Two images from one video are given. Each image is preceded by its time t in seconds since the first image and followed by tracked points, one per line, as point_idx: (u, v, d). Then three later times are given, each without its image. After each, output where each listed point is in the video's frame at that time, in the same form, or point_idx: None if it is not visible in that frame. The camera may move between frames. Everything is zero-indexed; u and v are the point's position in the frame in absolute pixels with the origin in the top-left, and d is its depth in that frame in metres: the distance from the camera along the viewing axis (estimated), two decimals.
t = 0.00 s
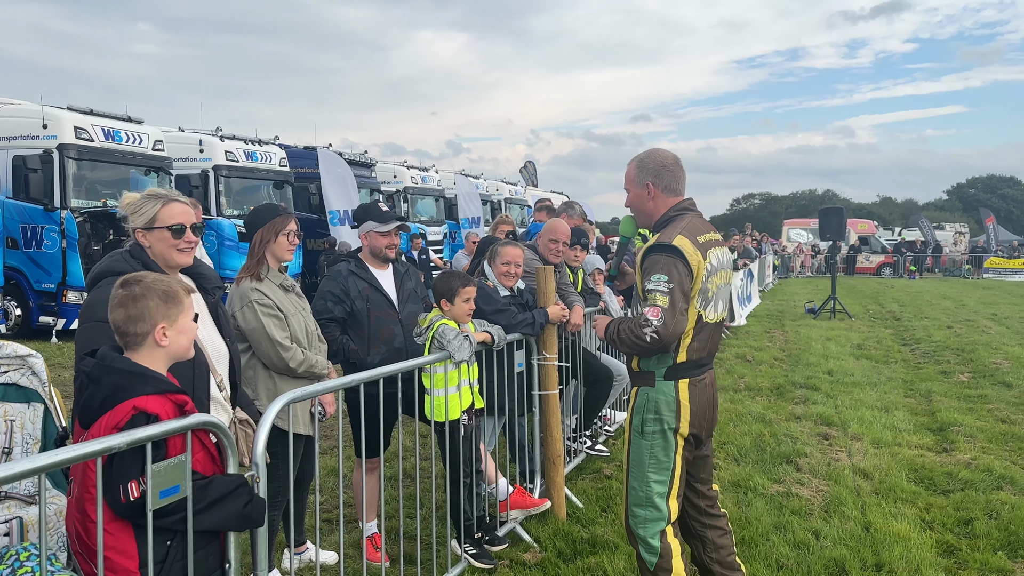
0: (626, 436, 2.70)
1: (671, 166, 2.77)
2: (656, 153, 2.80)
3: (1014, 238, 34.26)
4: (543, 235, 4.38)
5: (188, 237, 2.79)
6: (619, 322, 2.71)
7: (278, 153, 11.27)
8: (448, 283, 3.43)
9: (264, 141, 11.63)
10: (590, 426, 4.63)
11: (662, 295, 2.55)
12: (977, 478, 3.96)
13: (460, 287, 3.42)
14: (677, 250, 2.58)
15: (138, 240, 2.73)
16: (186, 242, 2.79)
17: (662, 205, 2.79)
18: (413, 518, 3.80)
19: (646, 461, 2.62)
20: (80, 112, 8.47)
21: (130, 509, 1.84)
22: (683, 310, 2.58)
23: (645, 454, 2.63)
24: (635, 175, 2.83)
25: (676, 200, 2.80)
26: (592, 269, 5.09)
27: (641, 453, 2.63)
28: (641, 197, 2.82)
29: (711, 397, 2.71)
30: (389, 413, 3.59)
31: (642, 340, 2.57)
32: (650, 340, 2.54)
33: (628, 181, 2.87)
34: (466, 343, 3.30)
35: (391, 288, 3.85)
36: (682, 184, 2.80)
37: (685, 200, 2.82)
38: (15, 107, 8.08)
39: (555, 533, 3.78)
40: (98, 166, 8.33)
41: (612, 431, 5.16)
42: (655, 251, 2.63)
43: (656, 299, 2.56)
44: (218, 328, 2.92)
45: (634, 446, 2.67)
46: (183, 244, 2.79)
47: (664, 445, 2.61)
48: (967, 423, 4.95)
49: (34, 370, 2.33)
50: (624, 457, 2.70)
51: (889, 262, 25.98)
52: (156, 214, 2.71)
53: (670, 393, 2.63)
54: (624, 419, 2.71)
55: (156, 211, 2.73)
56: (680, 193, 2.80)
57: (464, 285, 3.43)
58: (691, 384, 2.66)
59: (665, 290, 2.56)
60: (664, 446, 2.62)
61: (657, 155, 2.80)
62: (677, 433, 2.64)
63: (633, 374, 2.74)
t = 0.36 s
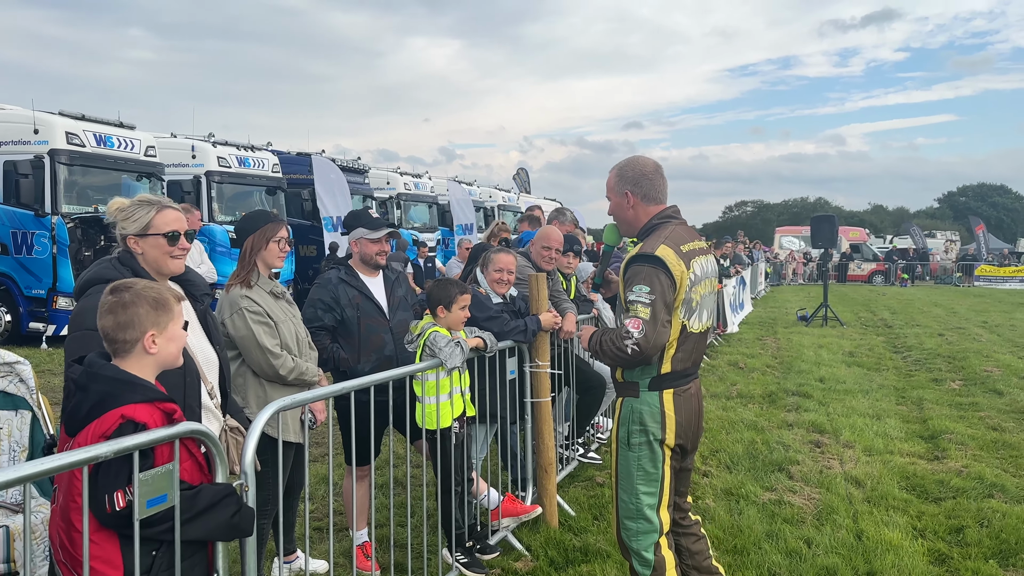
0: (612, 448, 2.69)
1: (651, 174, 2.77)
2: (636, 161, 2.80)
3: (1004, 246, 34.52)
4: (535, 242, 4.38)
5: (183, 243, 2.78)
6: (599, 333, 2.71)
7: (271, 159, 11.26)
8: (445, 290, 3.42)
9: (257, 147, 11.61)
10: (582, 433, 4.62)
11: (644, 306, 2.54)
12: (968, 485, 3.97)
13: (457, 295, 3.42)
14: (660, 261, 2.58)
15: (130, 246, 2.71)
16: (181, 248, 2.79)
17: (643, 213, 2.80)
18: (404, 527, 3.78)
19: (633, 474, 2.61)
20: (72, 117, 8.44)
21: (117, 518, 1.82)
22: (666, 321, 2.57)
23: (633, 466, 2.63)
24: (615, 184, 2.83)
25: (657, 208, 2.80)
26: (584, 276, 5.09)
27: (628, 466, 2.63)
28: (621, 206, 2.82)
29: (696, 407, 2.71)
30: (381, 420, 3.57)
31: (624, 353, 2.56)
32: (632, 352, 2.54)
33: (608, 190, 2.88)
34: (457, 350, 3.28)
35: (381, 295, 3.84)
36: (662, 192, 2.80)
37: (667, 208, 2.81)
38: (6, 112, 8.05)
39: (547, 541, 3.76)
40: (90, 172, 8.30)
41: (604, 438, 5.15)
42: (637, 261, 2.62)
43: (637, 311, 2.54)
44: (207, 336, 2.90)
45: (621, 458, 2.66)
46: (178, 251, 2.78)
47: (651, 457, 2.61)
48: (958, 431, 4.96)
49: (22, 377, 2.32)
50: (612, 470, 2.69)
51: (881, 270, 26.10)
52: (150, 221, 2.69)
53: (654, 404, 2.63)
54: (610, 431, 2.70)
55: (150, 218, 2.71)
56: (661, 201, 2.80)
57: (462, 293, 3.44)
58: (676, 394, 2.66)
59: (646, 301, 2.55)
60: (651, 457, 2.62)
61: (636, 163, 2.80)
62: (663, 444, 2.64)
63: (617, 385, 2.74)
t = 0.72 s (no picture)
0: (610, 453, 2.68)
1: (652, 178, 2.79)
2: (637, 165, 2.81)
3: (994, 251, 34.75)
4: (527, 247, 4.37)
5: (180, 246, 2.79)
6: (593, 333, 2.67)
7: (262, 163, 11.22)
8: (433, 295, 3.40)
9: (249, 151, 11.58)
10: (574, 438, 4.61)
11: (652, 308, 2.52)
12: (958, 490, 3.98)
13: (446, 299, 3.40)
14: (669, 263, 2.57)
15: (124, 251, 2.67)
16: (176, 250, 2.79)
17: (643, 217, 2.80)
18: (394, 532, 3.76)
19: (634, 479, 2.62)
20: (62, 119, 8.39)
21: (103, 527, 1.79)
22: (670, 325, 2.57)
23: (633, 471, 2.63)
24: (616, 187, 2.83)
25: (657, 213, 2.81)
26: (576, 280, 5.08)
27: (629, 471, 2.62)
28: (621, 209, 2.82)
29: (694, 412, 2.74)
30: (371, 426, 3.55)
31: (627, 353, 2.52)
32: (637, 353, 2.51)
33: (608, 194, 2.88)
34: (448, 354, 3.26)
35: (373, 300, 3.82)
36: (663, 197, 2.80)
37: (667, 213, 2.82)
38: None
39: (538, 546, 3.74)
40: (80, 174, 8.25)
41: (596, 443, 5.13)
42: (644, 263, 2.60)
43: (645, 311, 2.52)
44: (195, 341, 2.88)
45: (621, 464, 2.65)
46: (174, 253, 2.78)
47: (651, 462, 2.62)
48: (948, 436, 4.98)
49: (8, 383, 2.29)
50: (610, 476, 2.69)
51: (871, 275, 26.23)
52: (148, 224, 2.67)
53: (655, 409, 2.63)
54: (609, 436, 2.69)
55: (146, 222, 2.68)
56: (662, 206, 2.80)
57: (450, 296, 3.42)
58: (675, 400, 2.67)
59: (654, 303, 2.53)
60: (652, 463, 2.62)
61: (637, 167, 2.81)
62: (663, 450, 2.65)
63: (615, 390, 2.71)
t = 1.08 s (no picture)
0: (612, 451, 2.69)
1: (655, 181, 2.82)
2: (640, 167, 2.84)
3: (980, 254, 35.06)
4: (516, 249, 4.37)
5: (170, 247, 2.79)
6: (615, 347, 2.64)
7: (250, 164, 11.15)
8: (412, 297, 3.42)
9: (237, 151, 11.51)
10: (562, 440, 4.60)
11: (672, 308, 2.54)
12: (944, 492, 4.00)
13: (425, 299, 3.40)
14: (682, 263, 2.61)
15: (114, 253, 2.63)
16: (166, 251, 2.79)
17: (646, 218, 2.82)
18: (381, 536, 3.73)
19: (636, 478, 2.63)
20: (47, 119, 8.31)
21: (85, 530, 1.77)
22: (687, 323, 2.60)
23: (635, 470, 2.64)
24: (619, 189, 2.86)
25: (659, 214, 2.83)
26: (565, 283, 5.07)
27: (630, 470, 2.64)
28: (623, 210, 2.84)
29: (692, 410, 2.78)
30: (359, 429, 3.53)
31: (654, 356, 2.52)
32: (664, 355, 2.52)
33: (611, 196, 2.89)
34: (435, 355, 3.26)
35: (363, 301, 3.80)
36: (665, 199, 2.84)
37: (669, 215, 2.85)
38: None
39: (526, 549, 3.73)
40: (66, 175, 8.18)
41: (585, 445, 5.12)
42: (658, 263, 2.62)
43: (666, 311, 2.53)
44: (180, 344, 2.85)
45: (623, 462, 2.67)
46: (164, 255, 2.76)
47: (654, 461, 2.64)
48: (935, 438, 5.01)
49: None
50: (611, 474, 2.70)
51: (858, 277, 26.40)
52: (140, 225, 2.65)
53: (660, 408, 2.65)
54: (611, 433, 2.71)
55: (138, 223, 2.66)
56: (663, 208, 2.83)
57: (429, 296, 3.41)
58: (678, 398, 2.71)
59: (674, 302, 2.55)
60: (654, 461, 2.65)
61: (641, 169, 2.84)
62: (664, 448, 2.68)
63: (618, 390, 2.71)
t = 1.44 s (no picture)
0: (622, 445, 2.72)
1: (658, 184, 2.84)
2: (642, 171, 2.86)
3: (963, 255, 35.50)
4: (503, 249, 4.36)
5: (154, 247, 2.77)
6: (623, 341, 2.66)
7: (235, 163, 11.08)
8: (398, 297, 3.39)
9: (223, 150, 11.42)
10: (549, 440, 4.60)
11: (683, 303, 2.58)
12: (928, 492, 4.04)
13: (410, 300, 3.37)
14: (690, 260, 2.65)
15: (99, 252, 2.60)
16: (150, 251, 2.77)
17: (648, 221, 2.84)
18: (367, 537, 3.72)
19: (642, 471, 2.66)
20: (30, 117, 8.21)
21: (66, 524, 1.75)
22: (697, 318, 2.64)
23: (642, 464, 2.68)
24: (622, 192, 2.86)
25: (661, 218, 2.86)
26: (552, 283, 5.07)
27: (638, 463, 2.67)
28: (627, 213, 2.85)
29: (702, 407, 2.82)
30: (344, 430, 3.51)
31: (666, 351, 2.55)
32: (676, 349, 2.55)
33: (613, 198, 2.90)
34: (421, 351, 3.24)
35: (351, 301, 3.78)
36: (666, 202, 2.87)
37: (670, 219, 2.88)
38: None
39: (512, 550, 3.72)
40: (48, 173, 8.09)
41: (572, 445, 5.12)
42: (667, 261, 2.65)
43: (676, 307, 2.57)
44: (163, 344, 2.82)
45: (631, 455, 2.70)
46: (149, 254, 2.74)
47: (662, 456, 2.67)
48: (918, 438, 5.06)
49: None
50: (619, 467, 2.73)
51: (842, 278, 26.63)
52: (126, 224, 2.63)
53: (672, 404, 2.68)
54: (622, 427, 2.74)
55: (123, 222, 2.63)
56: (665, 211, 2.85)
57: (415, 298, 3.38)
58: (688, 395, 2.74)
59: (683, 298, 2.58)
60: (662, 457, 2.67)
61: (643, 173, 2.86)
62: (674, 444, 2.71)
63: (628, 386, 2.73)
